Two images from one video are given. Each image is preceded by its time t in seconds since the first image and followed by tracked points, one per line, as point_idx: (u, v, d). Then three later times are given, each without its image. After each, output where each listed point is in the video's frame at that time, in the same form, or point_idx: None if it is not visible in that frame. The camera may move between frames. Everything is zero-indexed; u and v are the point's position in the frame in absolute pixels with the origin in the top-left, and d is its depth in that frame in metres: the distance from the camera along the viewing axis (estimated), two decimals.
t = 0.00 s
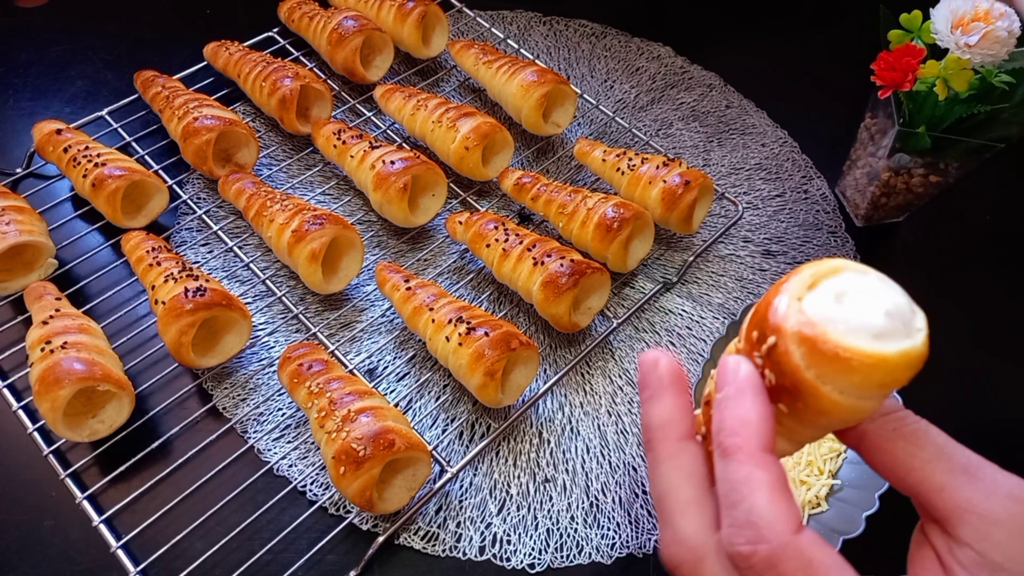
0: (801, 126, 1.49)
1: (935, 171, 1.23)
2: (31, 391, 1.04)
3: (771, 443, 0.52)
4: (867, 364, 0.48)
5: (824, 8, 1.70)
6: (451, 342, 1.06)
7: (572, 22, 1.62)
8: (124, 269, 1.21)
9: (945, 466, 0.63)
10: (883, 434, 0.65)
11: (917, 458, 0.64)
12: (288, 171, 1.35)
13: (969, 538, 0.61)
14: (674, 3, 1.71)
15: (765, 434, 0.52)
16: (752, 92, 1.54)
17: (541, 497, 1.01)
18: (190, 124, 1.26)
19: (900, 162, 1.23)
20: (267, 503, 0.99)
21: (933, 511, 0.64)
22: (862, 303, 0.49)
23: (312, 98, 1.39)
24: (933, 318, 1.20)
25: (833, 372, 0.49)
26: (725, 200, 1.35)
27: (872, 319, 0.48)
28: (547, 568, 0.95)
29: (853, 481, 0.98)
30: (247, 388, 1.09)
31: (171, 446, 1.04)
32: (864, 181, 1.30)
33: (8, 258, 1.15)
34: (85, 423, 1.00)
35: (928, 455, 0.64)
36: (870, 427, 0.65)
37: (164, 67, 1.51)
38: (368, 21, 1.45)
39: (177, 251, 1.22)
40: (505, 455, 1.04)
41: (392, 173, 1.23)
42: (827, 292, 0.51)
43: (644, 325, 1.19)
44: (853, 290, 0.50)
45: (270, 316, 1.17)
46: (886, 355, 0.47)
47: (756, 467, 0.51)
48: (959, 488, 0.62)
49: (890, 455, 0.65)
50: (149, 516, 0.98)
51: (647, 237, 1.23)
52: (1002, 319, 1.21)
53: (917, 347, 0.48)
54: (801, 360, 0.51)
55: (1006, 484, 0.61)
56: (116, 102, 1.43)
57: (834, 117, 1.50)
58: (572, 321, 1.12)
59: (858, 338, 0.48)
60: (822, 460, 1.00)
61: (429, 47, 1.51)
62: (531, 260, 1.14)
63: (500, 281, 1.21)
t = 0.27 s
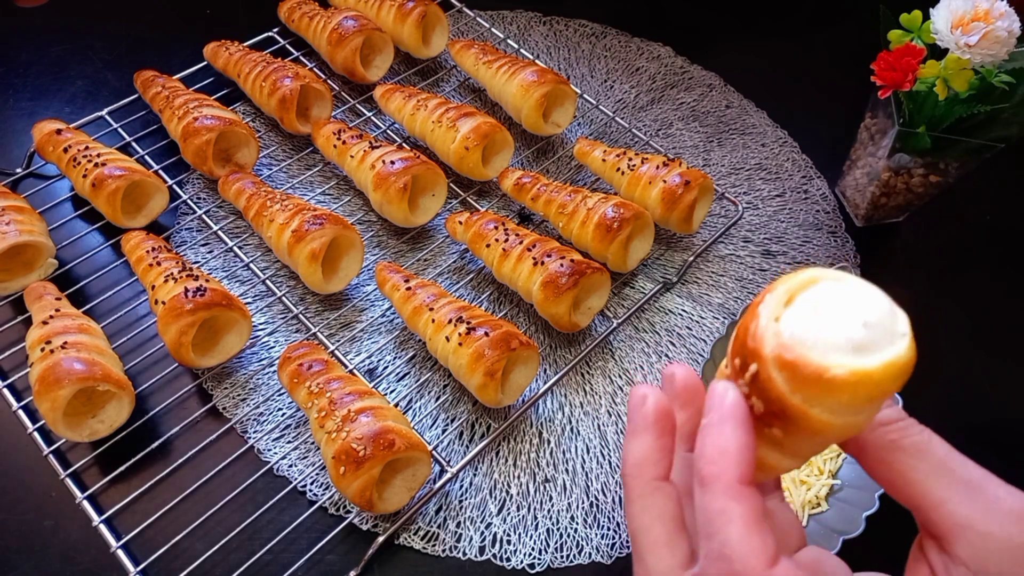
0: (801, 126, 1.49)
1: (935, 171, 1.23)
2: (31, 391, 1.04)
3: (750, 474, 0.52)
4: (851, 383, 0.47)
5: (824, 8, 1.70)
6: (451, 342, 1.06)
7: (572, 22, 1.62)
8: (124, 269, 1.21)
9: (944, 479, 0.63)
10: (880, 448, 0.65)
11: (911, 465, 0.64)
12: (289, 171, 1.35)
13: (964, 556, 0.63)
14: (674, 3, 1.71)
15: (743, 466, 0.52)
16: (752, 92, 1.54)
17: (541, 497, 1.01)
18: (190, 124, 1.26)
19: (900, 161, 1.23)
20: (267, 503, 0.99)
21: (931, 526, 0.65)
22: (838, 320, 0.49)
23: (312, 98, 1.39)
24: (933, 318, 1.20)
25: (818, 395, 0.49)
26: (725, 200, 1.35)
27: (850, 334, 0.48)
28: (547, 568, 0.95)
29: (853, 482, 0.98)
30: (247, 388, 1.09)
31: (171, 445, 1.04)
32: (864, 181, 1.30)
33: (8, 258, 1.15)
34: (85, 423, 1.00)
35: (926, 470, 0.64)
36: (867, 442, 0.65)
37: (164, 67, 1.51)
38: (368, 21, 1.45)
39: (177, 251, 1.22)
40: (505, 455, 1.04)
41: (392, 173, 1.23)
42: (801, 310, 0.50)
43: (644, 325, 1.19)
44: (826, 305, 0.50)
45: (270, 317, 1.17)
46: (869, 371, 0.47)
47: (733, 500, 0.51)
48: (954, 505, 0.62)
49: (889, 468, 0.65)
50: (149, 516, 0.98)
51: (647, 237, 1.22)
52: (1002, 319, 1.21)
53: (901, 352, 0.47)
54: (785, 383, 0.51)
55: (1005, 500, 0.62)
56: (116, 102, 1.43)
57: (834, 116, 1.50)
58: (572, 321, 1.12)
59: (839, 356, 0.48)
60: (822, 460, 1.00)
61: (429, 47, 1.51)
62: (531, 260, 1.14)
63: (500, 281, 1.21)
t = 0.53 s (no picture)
0: (801, 126, 1.49)
1: (935, 171, 1.23)
2: (31, 391, 1.04)
3: (737, 522, 0.55)
4: (839, 438, 0.48)
5: (824, 8, 1.70)
6: (451, 342, 1.06)
7: (572, 22, 1.62)
8: (125, 269, 1.21)
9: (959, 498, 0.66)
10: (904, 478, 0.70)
11: (924, 493, 0.69)
12: (289, 171, 1.35)
13: None
14: (674, 3, 1.71)
15: (731, 512, 0.55)
16: (752, 92, 1.54)
17: (541, 497, 1.01)
18: (190, 124, 1.26)
19: (900, 162, 1.23)
20: (267, 503, 0.99)
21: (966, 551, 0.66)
22: (826, 370, 0.50)
23: (312, 98, 1.39)
24: (933, 319, 1.20)
25: (803, 448, 0.49)
26: (725, 200, 1.35)
27: (840, 387, 0.49)
28: (547, 568, 0.95)
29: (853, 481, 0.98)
30: (247, 388, 1.09)
31: (171, 445, 1.04)
32: (864, 181, 1.30)
33: (8, 258, 1.15)
34: (85, 423, 1.00)
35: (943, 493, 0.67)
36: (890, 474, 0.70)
37: (164, 67, 1.51)
38: (368, 21, 1.45)
39: (177, 251, 1.22)
40: (505, 456, 1.04)
41: (392, 173, 1.22)
42: (790, 355, 0.51)
43: (644, 325, 1.19)
44: (815, 354, 0.51)
45: (270, 316, 1.17)
46: (858, 426, 0.48)
47: (721, 551, 0.54)
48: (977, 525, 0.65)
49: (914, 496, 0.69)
50: (148, 516, 0.98)
51: (647, 237, 1.22)
52: (1002, 319, 1.21)
53: (890, 408, 0.48)
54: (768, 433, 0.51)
55: None
56: (116, 102, 1.43)
57: (834, 116, 1.50)
58: (572, 321, 1.12)
59: (828, 409, 0.49)
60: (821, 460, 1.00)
61: (429, 47, 1.51)
62: (531, 260, 1.14)
63: (500, 281, 1.21)
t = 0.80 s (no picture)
0: (801, 126, 1.49)
1: (935, 171, 1.23)
2: (31, 391, 1.04)
3: (732, 559, 0.59)
4: (831, 464, 0.49)
5: (824, 8, 1.70)
6: (451, 342, 1.06)
7: (572, 22, 1.62)
8: (125, 269, 1.21)
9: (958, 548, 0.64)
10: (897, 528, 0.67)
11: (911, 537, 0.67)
12: (289, 171, 1.35)
13: None
14: (674, 3, 1.71)
15: (725, 552, 0.58)
16: (752, 92, 1.54)
17: (541, 497, 1.01)
18: (190, 124, 1.26)
19: (900, 162, 1.23)
20: (266, 503, 0.99)
21: None
22: (816, 393, 0.50)
23: (312, 98, 1.39)
24: (933, 319, 1.20)
25: (796, 475, 0.50)
26: (725, 200, 1.35)
27: (830, 410, 0.49)
28: (547, 568, 0.95)
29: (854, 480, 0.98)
30: (247, 388, 1.09)
31: (171, 445, 1.04)
32: (864, 180, 1.30)
33: (9, 258, 1.15)
34: (85, 423, 1.00)
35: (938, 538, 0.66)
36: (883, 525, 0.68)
37: (164, 67, 1.51)
38: (368, 21, 1.45)
39: (177, 251, 1.22)
40: (505, 456, 1.04)
41: (391, 173, 1.23)
42: (775, 376, 0.52)
43: (644, 325, 1.19)
44: (804, 376, 0.51)
45: (270, 317, 1.17)
46: (848, 452, 0.48)
47: None
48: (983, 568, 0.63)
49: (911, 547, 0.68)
50: (148, 517, 0.98)
51: (647, 237, 1.22)
52: (1002, 319, 1.21)
53: (878, 430, 0.49)
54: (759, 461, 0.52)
55: None
56: (116, 102, 1.43)
57: (834, 116, 1.50)
58: (572, 321, 1.12)
59: (817, 435, 0.49)
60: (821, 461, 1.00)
61: (429, 47, 1.51)
62: (531, 260, 1.14)
63: (500, 281, 1.21)
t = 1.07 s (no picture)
0: (801, 126, 1.49)
1: (935, 171, 1.23)
2: (31, 391, 1.04)
3: None
4: (842, 490, 0.53)
5: (824, 7, 1.70)
6: (451, 342, 1.06)
7: (572, 22, 1.62)
8: (125, 269, 1.21)
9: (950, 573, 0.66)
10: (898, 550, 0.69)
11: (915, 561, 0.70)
12: (289, 171, 1.35)
13: None
14: (674, 3, 1.71)
15: None
16: (752, 92, 1.54)
17: (541, 497, 1.01)
18: (190, 124, 1.26)
19: (900, 162, 1.23)
20: (266, 503, 0.99)
21: None
22: (808, 428, 0.54)
23: (312, 97, 1.39)
24: (933, 319, 1.20)
25: (814, 510, 0.53)
26: (725, 200, 1.35)
27: (825, 440, 0.54)
28: (547, 568, 0.95)
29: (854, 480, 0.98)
30: (247, 388, 1.09)
31: (171, 445, 1.04)
32: (864, 180, 1.30)
33: (9, 258, 1.15)
34: (85, 423, 1.00)
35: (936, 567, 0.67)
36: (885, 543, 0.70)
37: (164, 67, 1.51)
38: (368, 21, 1.45)
39: (177, 251, 1.22)
40: (505, 456, 1.04)
41: (392, 173, 1.22)
42: (764, 419, 0.55)
43: (644, 325, 1.19)
44: (791, 412, 0.55)
45: (270, 316, 1.17)
46: (855, 474, 0.53)
47: None
48: None
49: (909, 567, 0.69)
50: (148, 517, 0.98)
51: (647, 237, 1.22)
52: (1001, 319, 1.21)
53: (872, 448, 0.54)
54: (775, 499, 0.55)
55: None
56: (116, 102, 1.43)
57: (834, 116, 1.50)
58: (572, 321, 1.12)
59: (823, 469, 0.53)
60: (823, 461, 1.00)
61: (429, 47, 1.51)
62: (531, 260, 1.14)
63: (500, 281, 1.21)
